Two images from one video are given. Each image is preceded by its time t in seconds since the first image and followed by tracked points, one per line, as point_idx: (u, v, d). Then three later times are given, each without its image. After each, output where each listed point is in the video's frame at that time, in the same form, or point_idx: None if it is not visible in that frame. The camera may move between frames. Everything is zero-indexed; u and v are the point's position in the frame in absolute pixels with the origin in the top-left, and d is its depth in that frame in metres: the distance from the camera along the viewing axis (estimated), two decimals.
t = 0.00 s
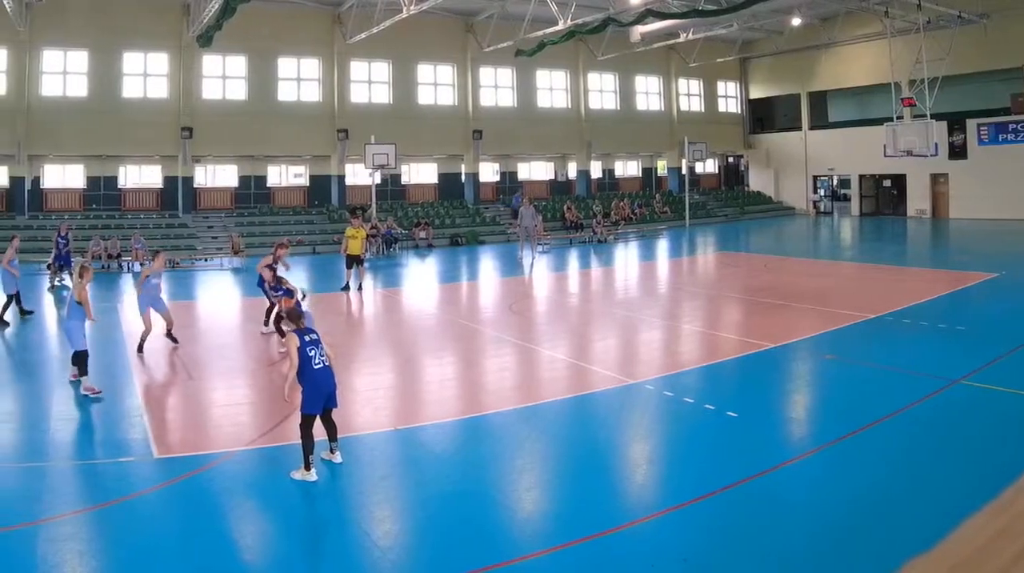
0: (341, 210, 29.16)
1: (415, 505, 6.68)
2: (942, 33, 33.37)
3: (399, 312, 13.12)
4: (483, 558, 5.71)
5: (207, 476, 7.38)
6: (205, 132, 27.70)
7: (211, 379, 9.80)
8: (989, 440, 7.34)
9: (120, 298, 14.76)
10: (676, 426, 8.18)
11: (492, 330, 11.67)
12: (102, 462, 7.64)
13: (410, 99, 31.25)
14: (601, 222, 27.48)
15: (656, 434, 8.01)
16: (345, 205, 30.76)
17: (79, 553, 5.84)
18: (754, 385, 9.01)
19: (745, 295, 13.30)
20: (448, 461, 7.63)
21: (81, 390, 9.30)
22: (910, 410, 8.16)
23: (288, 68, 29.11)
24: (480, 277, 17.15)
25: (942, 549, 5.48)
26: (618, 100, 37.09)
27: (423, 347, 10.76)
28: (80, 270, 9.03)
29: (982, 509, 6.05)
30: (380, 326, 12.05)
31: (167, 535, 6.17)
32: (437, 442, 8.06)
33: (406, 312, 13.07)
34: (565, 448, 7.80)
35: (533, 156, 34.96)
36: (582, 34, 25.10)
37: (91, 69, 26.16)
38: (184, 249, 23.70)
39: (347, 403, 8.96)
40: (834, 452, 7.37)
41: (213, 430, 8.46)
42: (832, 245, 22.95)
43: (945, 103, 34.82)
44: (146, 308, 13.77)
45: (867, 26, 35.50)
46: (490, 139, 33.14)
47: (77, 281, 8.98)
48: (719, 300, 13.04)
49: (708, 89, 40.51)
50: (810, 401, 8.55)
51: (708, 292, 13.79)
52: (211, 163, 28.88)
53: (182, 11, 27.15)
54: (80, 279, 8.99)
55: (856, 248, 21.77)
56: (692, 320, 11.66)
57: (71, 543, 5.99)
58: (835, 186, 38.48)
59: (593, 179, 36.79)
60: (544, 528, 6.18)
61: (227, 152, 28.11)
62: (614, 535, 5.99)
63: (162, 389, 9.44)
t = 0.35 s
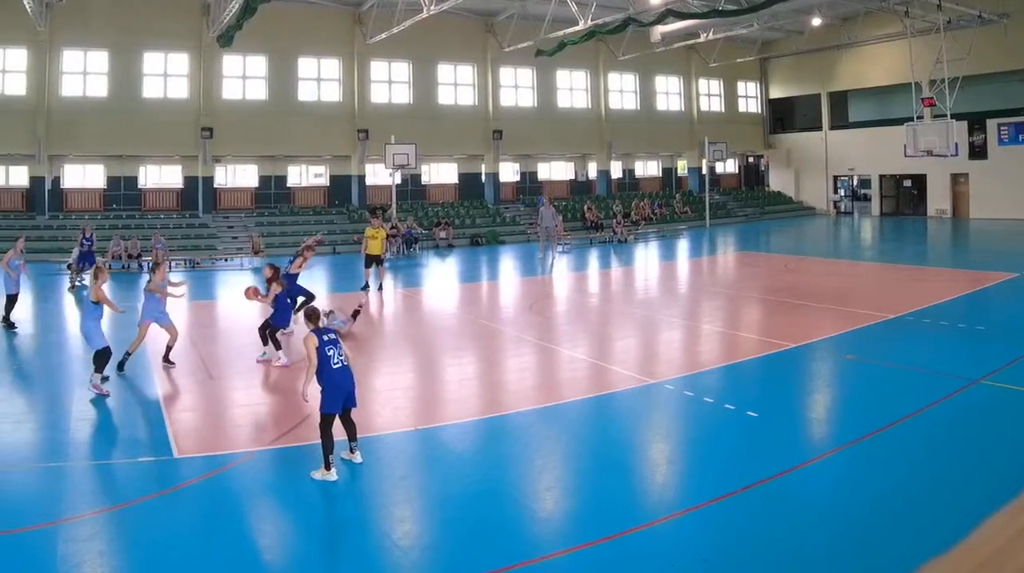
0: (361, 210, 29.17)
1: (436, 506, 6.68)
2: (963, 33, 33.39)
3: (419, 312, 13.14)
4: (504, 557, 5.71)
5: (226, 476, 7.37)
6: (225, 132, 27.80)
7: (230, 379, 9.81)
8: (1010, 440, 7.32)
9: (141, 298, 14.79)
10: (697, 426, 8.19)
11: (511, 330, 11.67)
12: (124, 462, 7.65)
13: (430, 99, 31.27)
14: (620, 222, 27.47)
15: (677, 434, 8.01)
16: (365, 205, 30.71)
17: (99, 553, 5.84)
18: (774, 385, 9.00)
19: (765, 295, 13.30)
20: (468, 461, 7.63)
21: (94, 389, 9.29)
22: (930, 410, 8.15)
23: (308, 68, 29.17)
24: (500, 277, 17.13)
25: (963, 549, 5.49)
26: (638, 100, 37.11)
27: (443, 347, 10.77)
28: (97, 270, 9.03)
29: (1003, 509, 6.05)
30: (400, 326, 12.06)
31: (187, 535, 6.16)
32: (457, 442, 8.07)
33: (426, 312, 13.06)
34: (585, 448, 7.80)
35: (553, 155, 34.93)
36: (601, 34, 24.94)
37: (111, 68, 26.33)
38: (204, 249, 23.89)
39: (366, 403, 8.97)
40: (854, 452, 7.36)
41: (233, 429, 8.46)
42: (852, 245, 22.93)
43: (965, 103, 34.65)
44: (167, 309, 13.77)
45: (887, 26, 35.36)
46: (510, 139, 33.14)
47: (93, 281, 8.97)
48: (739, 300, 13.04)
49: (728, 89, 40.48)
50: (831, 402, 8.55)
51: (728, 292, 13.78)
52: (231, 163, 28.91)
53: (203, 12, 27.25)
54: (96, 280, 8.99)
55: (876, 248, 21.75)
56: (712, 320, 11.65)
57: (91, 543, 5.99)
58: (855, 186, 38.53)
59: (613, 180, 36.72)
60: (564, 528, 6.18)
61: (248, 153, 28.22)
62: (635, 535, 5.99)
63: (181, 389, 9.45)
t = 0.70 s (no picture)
0: (380, 210, 29.15)
1: (456, 506, 6.68)
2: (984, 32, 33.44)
3: (437, 312, 13.13)
4: (523, 557, 5.72)
5: (247, 476, 7.37)
6: (244, 131, 27.83)
7: (249, 379, 9.81)
8: None
9: (159, 298, 14.78)
10: (715, 426, 8.19)
11: (530, 329, 11.68)
12: (145, 462, 7.64)
13: (449, 100, 31.28)
14: (639, 222, 27.49)
15: (695, 434, 8.01)
16: (383, 205, 30.71)
17: (116, 553, 5.83)
18: (794, 385, 9.00)
19: (784, 295, 13.30)
20: (488, 461, 7.63)
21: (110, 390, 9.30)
22: (949, 410, 8.14)
23: (327, 68, 29.20)
24: (519, 278, 17.13)
25: (985, 549, 5.50)
26: (657, 100, 37.08)
27: (462, 347, 10.77)
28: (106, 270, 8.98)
29: None
30: (419, 326, 12.06)
31: (203, 535, 6.14)
32: (476, 442, 8.07)
33: (444, 312, 13.07)
34: (604, 448, 7.80)
35: (571, 156, 34.90)
36: (621, 34, 25.02)
37: (130, 68, 26.43)
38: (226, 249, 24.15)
39: (384, 402, 8.98)
40: (873, 452, 7.36)
41: (250, 430, 8.46)
42: (871, 245, 22.95)
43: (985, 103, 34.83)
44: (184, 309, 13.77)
45: (906, 26, 35.28)
46: (528, 139, 33.15)
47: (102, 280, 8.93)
48: (758, 300, 13.04)
49: (748, 89, 40.44)
50: (849, 402, 8.55)
51: (747, 293, 13.78)
52: (250, 163, 28.92)
53: (221, 11, 27.30)
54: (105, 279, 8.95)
55: (895, 248, 21.76)
56: (732, 320, 11.65)
57: (109, 543, 5.98)
58: (875, 185, 38.41)
59: (632, 180, 36.67)
60: (583, 528, 6.18)
61: (266, 153, 28.28)
62: (653, 535, 6.00)
63: (198, 389, 9.45)
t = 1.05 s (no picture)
0: (399, 210, 29.20)
1: (476, 505, 6.68)
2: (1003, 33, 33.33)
3: (457, 311, 13.15)
4: (544, 557, 5.72)
5: (266, 476, 7.37)
6: (264, 131, 27.93)
7: (270, 379, 9.81)
8: None
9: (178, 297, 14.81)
10: (735, 426, 8.18)
11: (550, 329, 11.69)
12: (166, 462, 7.64)
13: (470, 100, 31.28)
14: (660, 222, 27.51)
15: (715, 434, 8.01)
16: (404, 205, 30.74)
17: (138, 553, 5.83)
18: (814, 385, 9.01)
19: (804, 295, 13.30)
20: (510, 461, 7.62)
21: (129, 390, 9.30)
22: (970, 411, 8.13)
23: (347, 68, 29.20)
24: (540, 277, 17.15)
25: (1007, 550, 5.49)
26: (678, 100, 36.96)
27: (482, 347, 10.77)
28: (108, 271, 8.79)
29: None
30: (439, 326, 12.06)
31: (224, 535, 6.14)
32: (497, 442, 8.06)
33: (463, 312, 13.06)
34: (624, 448, 7.81)
35: (592, 156, 34.82)
36: (641, 34, 25.01)
37: (150, 68, 26.53)
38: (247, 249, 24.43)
39: (406, 402, 8.99)
40: (893, 452, 7.35)
41: (272, 430, 8.46)
42: (892, 245, 22.95)
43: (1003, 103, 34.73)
44: (204, 308, 13.79)
45: (927, 26, 35.14)
46: (549, 139, 33.11)
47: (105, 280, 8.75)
48: (778, 300, 13.05)
49: (768, 90, 40.38)
50: (869, 402, 8.54)
51: (766, 293, 13.79)
52: (271, 163, 29.11)
53: (242, 11, 27.39)
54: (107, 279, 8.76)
55: (916, 248, 21.76)
56: (752, 320, 11.66)
57: (130, 543, 5.98)
58: (894, 185, 38.29)
59: (651, 180, 36.62)
60: (603, 528, 6.19)
61: (288, 153, 28.35)
62: (673, 535, 6.00)
63: (216, 389, 9.45)
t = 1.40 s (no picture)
0: (420, 210, 29.30)
1: (497, 506, 6.68)
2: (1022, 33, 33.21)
3: (476, 311, 13.16)
4: (564, 557, 5.71)
5: (287, 476, 7.36)
6: (284, 131, 27.99)
7: (289, 379, 9.81)
8: None
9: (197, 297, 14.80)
10: (756, 426, 8.18)
11: (571, 329, 11.69)
12: (191, 462, 7.63)
13: (490, 100, 31.29)
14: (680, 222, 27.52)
15: (735, 434, 8.01)
16: (424, 205, 30.74)
17: (159, 554, 5.83)
18: (835, 385, 9.01)
19: (825, 295, 13.30)
20: (531, 461, 7.62)
21: (150, 391, 9.29)
22: (991, 412, 8.11)
23: (368, 68, 29.23)
24: (560, 277, 17.16)
25: None
26: (698, 100, 36.89)
27: (503, 347, 10.77)
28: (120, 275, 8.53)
29: None
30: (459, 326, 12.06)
31: (245, 535, 6.14)
32: (519, 442, 8.06)
33: (484, 311, 13.06)
34: (645, 448, 7.81)
35: (613, 156, 34.76)
36: (662, 34, 25.00)
37: (170, 69, 26.63)
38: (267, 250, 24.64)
39: (427, 402, 8.99)
40: (914, 452, 7.34)
41: (292, 430, 8.45)
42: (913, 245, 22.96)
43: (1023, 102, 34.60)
44: (223, 308, 13.79)
45: (947, 26, 35.06)
46: (569, 139, 33.07)
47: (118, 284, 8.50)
48: (799, 300, 13.04)
49: (788, 90, 40.32)
50: (890, 402, 8.53)
51: (787, 292, 13.78)
52: (291, 163, 29.14)
53: (262, 11, 27.49)
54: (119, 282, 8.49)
55: (936, 248, 21.78)
56: (772, 320, 11.66)
57: (151, 544, 5.97)
58: (915, 185, 38.28)
59: (672, 179, 36.57)
60: (622, 528, 6.18)
61: (308, 153, 28.38)
62: (693, 535, 5.99)
63: (238, 389, 9.45)
